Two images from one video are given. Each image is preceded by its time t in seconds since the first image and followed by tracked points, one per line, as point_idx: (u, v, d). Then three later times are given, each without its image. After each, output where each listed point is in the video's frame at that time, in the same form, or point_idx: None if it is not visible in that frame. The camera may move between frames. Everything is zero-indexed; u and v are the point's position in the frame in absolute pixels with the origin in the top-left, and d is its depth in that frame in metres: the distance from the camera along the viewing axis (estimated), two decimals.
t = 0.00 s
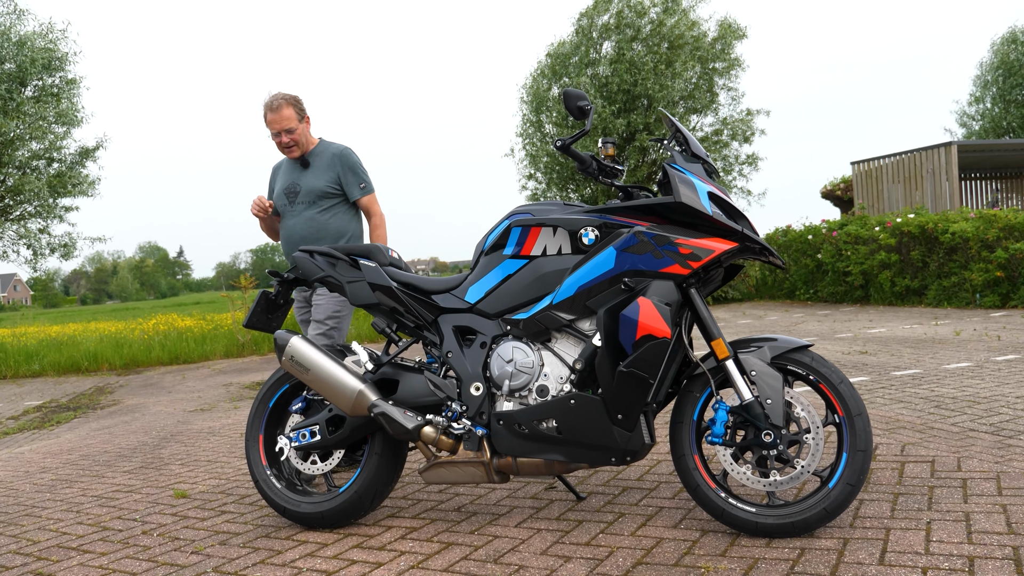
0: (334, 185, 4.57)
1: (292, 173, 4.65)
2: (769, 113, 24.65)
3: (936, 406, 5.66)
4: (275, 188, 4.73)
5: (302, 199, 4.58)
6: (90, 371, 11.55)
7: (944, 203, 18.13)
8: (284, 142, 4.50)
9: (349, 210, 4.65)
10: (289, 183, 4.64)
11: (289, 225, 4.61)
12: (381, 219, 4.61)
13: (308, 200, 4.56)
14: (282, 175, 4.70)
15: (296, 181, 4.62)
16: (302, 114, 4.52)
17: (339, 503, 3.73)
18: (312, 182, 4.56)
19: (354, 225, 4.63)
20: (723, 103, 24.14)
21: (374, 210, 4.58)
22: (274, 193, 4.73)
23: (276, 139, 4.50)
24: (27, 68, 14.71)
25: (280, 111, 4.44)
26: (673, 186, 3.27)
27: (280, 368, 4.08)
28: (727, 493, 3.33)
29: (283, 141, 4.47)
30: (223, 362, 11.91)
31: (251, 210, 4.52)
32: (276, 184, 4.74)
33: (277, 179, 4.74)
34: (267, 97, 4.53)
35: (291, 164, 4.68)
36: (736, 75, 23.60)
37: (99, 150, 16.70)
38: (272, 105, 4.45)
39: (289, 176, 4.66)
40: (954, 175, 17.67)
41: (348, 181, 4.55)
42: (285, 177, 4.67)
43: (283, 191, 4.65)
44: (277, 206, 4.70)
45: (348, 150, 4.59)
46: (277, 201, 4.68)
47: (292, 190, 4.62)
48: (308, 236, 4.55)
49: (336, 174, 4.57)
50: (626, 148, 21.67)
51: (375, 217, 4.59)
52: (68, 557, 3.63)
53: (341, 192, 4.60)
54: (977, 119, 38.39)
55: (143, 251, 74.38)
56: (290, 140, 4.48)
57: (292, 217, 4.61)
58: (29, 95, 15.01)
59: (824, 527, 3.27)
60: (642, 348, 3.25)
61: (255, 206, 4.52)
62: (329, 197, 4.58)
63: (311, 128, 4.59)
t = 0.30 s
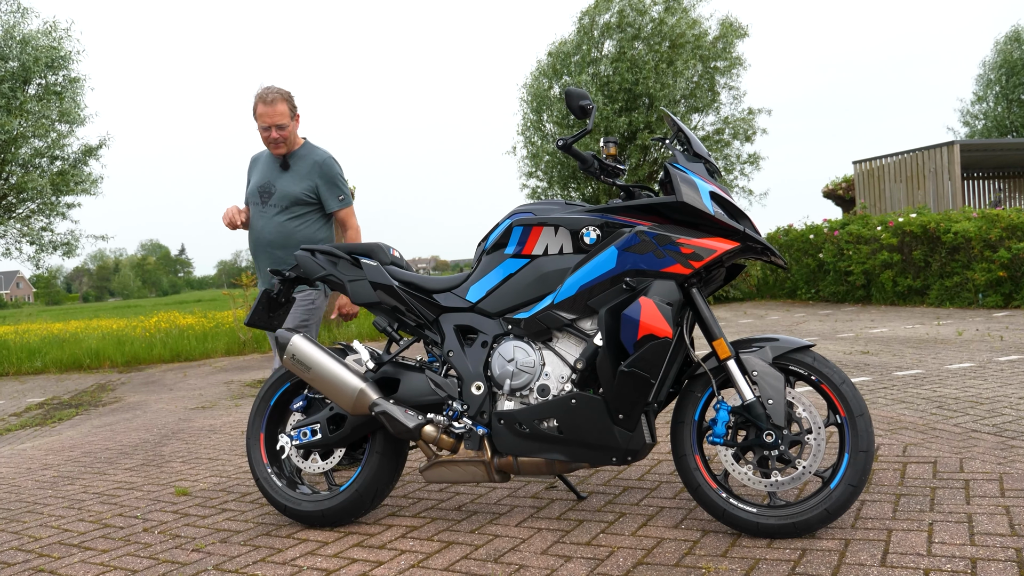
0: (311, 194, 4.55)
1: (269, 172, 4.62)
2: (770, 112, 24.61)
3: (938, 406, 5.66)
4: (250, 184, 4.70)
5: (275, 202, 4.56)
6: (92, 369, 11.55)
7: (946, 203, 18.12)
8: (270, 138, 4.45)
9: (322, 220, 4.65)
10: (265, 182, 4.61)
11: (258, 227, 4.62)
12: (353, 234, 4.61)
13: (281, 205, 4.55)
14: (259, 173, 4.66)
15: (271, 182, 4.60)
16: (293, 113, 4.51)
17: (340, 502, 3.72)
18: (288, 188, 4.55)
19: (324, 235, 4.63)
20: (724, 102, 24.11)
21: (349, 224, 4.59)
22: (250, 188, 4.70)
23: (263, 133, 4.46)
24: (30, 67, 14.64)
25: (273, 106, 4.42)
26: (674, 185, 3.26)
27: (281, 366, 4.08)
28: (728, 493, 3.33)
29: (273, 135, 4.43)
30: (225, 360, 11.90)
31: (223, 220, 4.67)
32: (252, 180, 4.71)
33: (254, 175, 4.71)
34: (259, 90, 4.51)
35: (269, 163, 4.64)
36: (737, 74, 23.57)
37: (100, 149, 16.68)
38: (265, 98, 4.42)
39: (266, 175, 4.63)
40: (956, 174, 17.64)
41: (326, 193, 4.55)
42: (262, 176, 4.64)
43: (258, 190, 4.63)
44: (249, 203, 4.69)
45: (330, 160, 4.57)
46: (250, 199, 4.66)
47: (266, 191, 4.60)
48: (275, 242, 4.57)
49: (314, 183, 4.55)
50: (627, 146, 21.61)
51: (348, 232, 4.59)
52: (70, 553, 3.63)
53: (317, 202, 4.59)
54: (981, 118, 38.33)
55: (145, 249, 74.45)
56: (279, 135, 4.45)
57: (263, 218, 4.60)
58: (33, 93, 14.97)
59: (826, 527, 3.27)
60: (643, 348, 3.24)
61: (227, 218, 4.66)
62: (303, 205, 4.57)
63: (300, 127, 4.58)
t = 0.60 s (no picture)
0: (293, 187, 4.38)
1: (249, 162, 4.43)
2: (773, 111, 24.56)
3: (938, 408, 5.65)
4: (228, 174, 4.50)
5: (257, 194, 4.38)
6: (93, 365, 11.56)
7: (948, 203, 18.09)
8: (256, 128, 4.29)
9: (304, 214, 4.47)
10: (244, 173, 4.42)
11: (238, 220, 4.42)
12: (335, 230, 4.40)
13: (263, 198, 4.38)
14: (238, 163, 4.46)
15: (252, 173, 4.41)
16: (280, 105, 4.36)
17: (339, 500, 3.73)
18: (270, 180, 4.36)
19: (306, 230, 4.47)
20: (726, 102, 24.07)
21: (331, 219, 4.39)
22: (225, 178, 4.50)
23: (250, 121, 4.29)
24: (33, 64, 14.68)
25: (265, 95, 4.30)
26: (674, 186, 3.26)
27: (280, 365, 4.09)
28: (727, 494, 3.33)
29: (262, 123, 4.28)
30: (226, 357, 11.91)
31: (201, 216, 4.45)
32: (230, 169, 4.50)
33: (231, 165, 4.51)
34: (246, 77, 4.36)
35: (249, 153, 4.45)
36: (740, 74, 23.53)
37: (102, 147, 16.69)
38: (256, 86, 4.28)
39: (246, 165, 4.43)
40: (959, 175, 17.62)
41: (308, 186, 4.36)
42: (241, 166, 4.44)
43: (236, 180, 4.43)
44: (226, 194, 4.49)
45: (314, 153, 4.38)
46: (228, 190, 4.46)
47: (247, 181, 4.41)
48: (256, 235, 4.38)
49: (297, 176, 4.38)
50: (629, 146, 21.58)
51: (330, 227, 4.37)
52: (70, 550, 3.64)
53: (300, 195, 4.41)
54: (983, 118, 38.26)
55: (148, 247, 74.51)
56: (267, 124, 4.30)
57: (242, 210, 4.41)
58: (36, 90, 14.99)
59: (824, 529, 3.27)
60: (642, 348, 3.24)
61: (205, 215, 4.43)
62: (286, 197, 4.40)
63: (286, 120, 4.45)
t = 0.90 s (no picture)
0: (278, 187, 4.29)
1: (228, 163, 4.26)
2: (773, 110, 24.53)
3: (938, 406, 5.65)
4: (203, 175, 4.29)
5: (241, 195, 4.24)
6: (96, 366, 11.58)
7: (950, 200, 18.06)
8: (239, 124, 4.14)
9: (286, 214, 4.39)
10: (224, 175, 4.25)
11: (221, 223, 4.24)
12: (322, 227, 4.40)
13: (249, 199, 4.25)
14: (215, 164, 4.27)
15: (234, 173, 4.24)
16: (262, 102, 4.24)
17: (340, 500, 3.74)
18: (256, 181, 4.24)
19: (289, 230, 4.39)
20: (727, 100, 24.05)
21: (318, 216, 4.36)
22: (199, 181, 4.29)
23: (233, 117, 4.13)
24: (33, 65, 14.70)
25: (249, 90, 4.16)
26: (673, 185, 3.26)
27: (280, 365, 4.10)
28: (727, 493, 3.33)
29: (245, 119, 4.14)
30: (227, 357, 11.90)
31: (179, 221, 4.20)
32: (204, 170, 4.30)
33: (206, 166, 4.30)
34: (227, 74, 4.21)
35: (226, 153, 4.28)
36: (740, 72, 23.52)
37: (104, 148, 16.70)
38: (239, 81, 4.15)
39: (225, 165, 4.26)
40: (961, 172, 17.59)
41: (295, 186, 4.30)
42: (219, 167, 4.26)
43: (216, 183, 4.24)
44: (203, 197, 4.27)
45: (296, 152, 4.32)
46: (206, 192, 4.26)
47: (228, 183, 4.24)
48: (244, 237, 4.24)
49: (282, 176, 4.30)
50: (629, 145, 21.61)
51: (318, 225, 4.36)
52: (72, 550, 3.65)
53: (283, 195, 4.33)
54: (985, 115, 38.21)
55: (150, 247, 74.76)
56: (250, 121, 4.16)
57: (225, 214, 4.24)
58: (37, 91, 15.00)
59: (823, 528, 3.27)
60: (641, 347, 3.24)
61: (185, 219, 4.19)
62: (271, 198, 4.30)
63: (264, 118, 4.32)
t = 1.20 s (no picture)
0: (240, 190, 4.14)
1: (187, 165, 4.01)
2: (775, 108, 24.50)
3: (939, 406, 5.65)
4: (159, 178, 3.98)
5: (205, 199, 4.02)
6: (98, 365, 11.61)
7: (952, 199, 18.04)
8: (207, 130, 3.90)
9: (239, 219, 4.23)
10: (184, 178, 3.99)
11: (184, 228, 3.99)
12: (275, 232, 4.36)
13: (213, 202, 4.04)
14: (172, 166, 4.00)
15: (195, 176, 4.01)
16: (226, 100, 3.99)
17: (340, 499, 3.75)
18: (220, 184, 4.05)
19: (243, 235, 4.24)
20: (728, 98, 24.03)
21: (273, 221, 4.32)
22: (154, 185, 3.97)
23: (200, 123, 3.87)
24: (35, 65, 14.71)
25: (214, 93, 3.89)
26: (672, 185, 3.26)
27: (280, 365, 4.11)
28: (725, 493, 3.34)
29: (213, 124, 3.90)
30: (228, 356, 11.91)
31: (141, 227, 3.84)
32: (159, 173, 3.99)
33: (160, 168, 4.00)
34: (186, 73, 3.89)
35: (182, 155, 4.02)
36: (742, 71, 23.50)
37: (107, 148, 16.74)
38: (205, 84, 3.86)
39: (183, 168, 4.01)
40: (963, 171, 17.56)
41: (256, 189, 4.19)
42: (178, 169, 4.00)
43: (176, 187, 3.98)
44: (160, 201, 3.97)
45: (254, 156, 4.21)
46: (165, 196, 3.96)
47: (190, 186, 4.00)
48: (210, 242, 4.03)
49: (243, 180, 4.16)
50: (629, 144, 21.65)
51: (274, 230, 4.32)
52: (73, 549, 3.66)
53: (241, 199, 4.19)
54: (987, 113, 38.19)
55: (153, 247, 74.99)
56: (217, 126, 3.93)
57: (188, 218, 4.00)
58: (38, 92, 15.00)
59: (822, 528, 3.27)
60: (640, 347, 3.24)
61: (151, 225, 3.84)
62: (232, 202, 4.13)
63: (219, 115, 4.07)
